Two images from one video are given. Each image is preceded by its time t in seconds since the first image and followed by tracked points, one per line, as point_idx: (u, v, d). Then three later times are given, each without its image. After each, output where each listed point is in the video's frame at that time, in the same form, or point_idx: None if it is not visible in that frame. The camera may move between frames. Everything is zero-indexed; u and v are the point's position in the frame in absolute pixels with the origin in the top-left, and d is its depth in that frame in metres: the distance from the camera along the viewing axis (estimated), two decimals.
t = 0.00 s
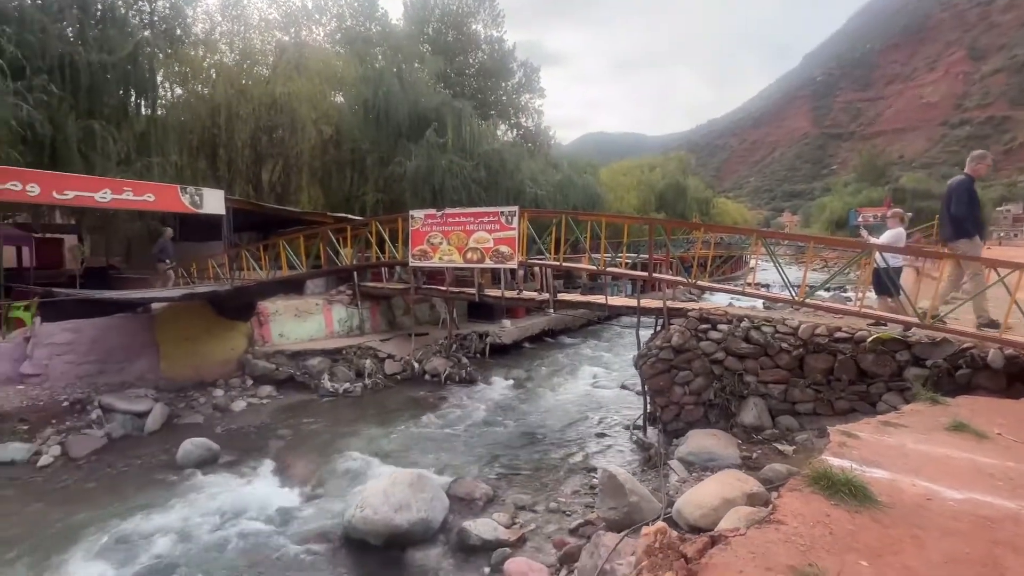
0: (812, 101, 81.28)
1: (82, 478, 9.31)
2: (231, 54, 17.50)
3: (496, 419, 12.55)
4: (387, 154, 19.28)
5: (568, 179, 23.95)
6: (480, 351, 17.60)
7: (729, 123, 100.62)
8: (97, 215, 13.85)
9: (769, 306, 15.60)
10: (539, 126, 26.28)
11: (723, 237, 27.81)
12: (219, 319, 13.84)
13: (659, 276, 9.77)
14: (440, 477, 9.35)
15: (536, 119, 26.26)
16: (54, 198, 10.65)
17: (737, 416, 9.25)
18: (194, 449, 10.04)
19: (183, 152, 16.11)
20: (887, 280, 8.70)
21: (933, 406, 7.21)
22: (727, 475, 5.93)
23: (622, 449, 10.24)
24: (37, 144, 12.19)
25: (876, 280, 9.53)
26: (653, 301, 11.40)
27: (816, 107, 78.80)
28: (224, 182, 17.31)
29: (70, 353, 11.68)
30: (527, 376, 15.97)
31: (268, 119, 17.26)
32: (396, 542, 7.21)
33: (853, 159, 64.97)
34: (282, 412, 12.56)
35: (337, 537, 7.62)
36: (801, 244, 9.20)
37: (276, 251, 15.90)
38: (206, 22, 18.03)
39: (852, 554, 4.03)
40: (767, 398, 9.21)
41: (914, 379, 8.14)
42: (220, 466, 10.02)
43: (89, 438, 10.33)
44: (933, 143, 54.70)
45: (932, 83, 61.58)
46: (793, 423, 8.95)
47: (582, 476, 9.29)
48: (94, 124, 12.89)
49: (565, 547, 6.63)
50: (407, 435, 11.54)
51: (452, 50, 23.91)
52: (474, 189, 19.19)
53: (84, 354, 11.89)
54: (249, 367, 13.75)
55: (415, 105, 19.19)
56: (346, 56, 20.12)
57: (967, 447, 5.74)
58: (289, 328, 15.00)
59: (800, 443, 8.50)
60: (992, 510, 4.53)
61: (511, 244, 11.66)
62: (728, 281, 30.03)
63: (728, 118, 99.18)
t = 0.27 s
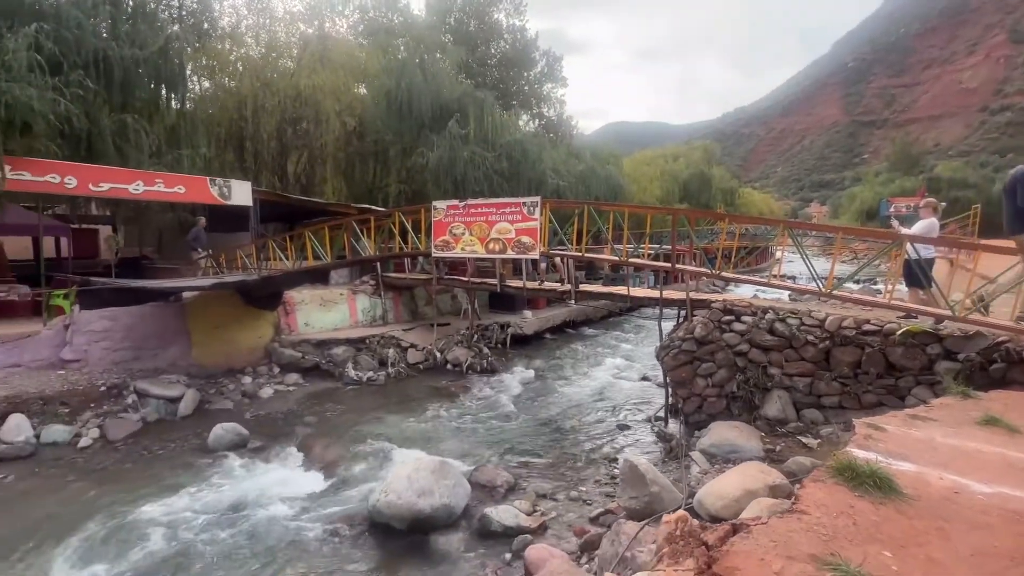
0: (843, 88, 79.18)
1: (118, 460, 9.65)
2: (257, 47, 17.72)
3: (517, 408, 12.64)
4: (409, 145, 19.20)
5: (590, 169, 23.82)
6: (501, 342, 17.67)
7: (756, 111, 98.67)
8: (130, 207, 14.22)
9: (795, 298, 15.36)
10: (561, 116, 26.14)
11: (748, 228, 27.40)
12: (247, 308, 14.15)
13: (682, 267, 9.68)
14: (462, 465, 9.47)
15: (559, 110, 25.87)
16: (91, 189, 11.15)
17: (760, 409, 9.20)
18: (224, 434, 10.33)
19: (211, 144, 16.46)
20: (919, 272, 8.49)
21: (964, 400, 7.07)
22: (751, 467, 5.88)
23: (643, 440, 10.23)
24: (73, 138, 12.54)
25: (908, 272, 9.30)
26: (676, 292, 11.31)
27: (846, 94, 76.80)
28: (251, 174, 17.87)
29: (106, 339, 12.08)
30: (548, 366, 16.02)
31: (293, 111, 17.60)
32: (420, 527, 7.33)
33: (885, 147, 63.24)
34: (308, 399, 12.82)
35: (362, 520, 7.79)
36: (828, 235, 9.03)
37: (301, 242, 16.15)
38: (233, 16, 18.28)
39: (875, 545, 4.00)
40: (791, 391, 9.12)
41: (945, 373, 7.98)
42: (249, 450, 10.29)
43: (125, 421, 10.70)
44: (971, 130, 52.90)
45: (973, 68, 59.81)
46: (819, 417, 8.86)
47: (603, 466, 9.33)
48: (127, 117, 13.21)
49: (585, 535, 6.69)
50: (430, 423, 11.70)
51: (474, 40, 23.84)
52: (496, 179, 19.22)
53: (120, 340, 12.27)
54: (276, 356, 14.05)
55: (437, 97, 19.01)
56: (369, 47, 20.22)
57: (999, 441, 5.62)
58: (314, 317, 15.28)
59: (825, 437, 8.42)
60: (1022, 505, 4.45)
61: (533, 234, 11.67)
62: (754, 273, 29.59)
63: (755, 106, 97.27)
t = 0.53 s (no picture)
0: (877, 75, 76.94)
1: (154, 442, 10.01)
2: (285, 41, 17.93)
3: (540, 398, 12.72)
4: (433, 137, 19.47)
5: (614, 160, 23.65)
6: (524, 333, 17.74)
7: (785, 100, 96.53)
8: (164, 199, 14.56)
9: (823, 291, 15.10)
10: (585, 107, 25.97)
11: (776, 219, 26.94)
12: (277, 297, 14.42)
13: (707, 259, 9.59)
14: (485, 453, 9.59)
15: (583, 100, 25.88)
16: (128, 182, 11.47)
17: (786, 402, 9.12)
18: (255, 419, 10.66)
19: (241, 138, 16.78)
20: (953, 264, 8.33)
21: (998, 394, 6.91)
22: (775, 459, 5.85)
23: (665, 432, 10.22)
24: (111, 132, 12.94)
25: (942, 265, 9.14)
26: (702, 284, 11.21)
27: (880, 81, 74.61)
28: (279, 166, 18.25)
29: (143, 327, 12.50)
30: (570, 358, 16.05)
31: (321, 104, 17.77)
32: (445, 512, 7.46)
33: (921, 136, 61.36)
34: (335, 387, 13.08)
35: (387, 505, 7.96)
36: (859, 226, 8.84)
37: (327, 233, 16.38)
38: (261, 10, 18.55)
39: (901, 534, 3.98)
40: (818, 385, 9.01)
41: (979, 369, 7.81)
42: (278, 435, 10.57)
43: (161, 406, 11.09)
44: (1012, 118, 50.99)
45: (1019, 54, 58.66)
46: (846, 411, 8.76)
47: (625, 457, 9.35)
48: (161, 112, 13.52)
49: (607, 524, 6.75)
50: (453, 412, 11.84)
51: (498, 31, 23.77)
52: (519, 171, 19.23)
53: (156, 328, 12.66)
54: (303, 344, 14.35)
55: (461, 88, 19.11)
56: (393, 40, 20.32)
57: None
58: (340, 307, 15.54)
59: (852, 431, 8.33)
60: None
61: (556, 225, 11.68)
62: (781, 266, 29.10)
63: (784, 95, 95.15)
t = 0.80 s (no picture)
0: (918, 62, 74.33)
1: (191, 427, 10.38)
2: (314, 36, 18.04)
3: (564, 390, 12.77)
4: (459, 130, 19.44)
5: (641, 152, 23.43)
6: (548, 326, 17.77)
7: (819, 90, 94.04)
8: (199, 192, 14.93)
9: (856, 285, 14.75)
10: (612, 98, 25.76)
11: (807, 212, 26.37)
12: (307, 288, 14.68)
13: (736, 252, 9.46)
14: (509, 443, 9.69)
15: (610, 91, 25.70)
16: (166, 175, 11.88)
17: (815, 398, 8.99)
18: (287, 406, 10.96)
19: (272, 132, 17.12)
20: (993, 258, 8.09)
21: None
22: (801, 453, 5.82)
23: (690, 425, 10.18)
24: (149, 127, 13.35)
25: (982, 258, 8.91)
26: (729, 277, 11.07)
27: (920, 69, 72.12)
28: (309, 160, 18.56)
29: (180, 316, 12.83)
30: (595, 351, 16.04)
31: (349, 98, 18.12)
32: (470, 499, 7.59)
33: (964, 126, 59.17)
34: (362, 376, 13.32)
35: (414, 491, 8.13)
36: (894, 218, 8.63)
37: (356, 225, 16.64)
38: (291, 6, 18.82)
39: (928, 526, 3.94)
40: (849, 380, 8.87)
41: (1018, 365, 7.51)
42: (308, 422, 10.85)
43: (197, 391, 11.48)
44: None
45: None
46: (877, 407, 8.60)
47: (649, 449, 9.36)
48: (196, 107, 13.89)
49: (630, 514, 6.78)
50: (478, 402, 11.97)
51: (524, 23, 23.65)
52: (545, 163, 19.22)
53: (192, 316, 13.00)
54: (332, 334, 14.63)
55: (488, 80, 19.15)
56: (420, 33, 20.37)
57: None
58: (368, 299, 15.78)
59: (883, 428, 8.19)
60: None
61: (582, 218, 11.66)
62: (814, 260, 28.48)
63: (818, 84, 92.68)
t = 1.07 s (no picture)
0: (963, 51, 71.54)
1: (227, 414, 10.73)
2: (345, 32, 18.24)
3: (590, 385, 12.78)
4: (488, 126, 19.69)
5: (671, 145, 23.14)
6: (575, 321, 17.76)
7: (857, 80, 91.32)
8: (235, 187, 15.30)
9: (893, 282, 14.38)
10: (641, 91, 25.49)
11: (843, 207, 25.72)
12: (339, 282, 15.00)
13: (767, 247, 9.31)
14: (535, 436, 9.75)
15: (639, 84, 25.47)
16: (204, 171, 12.35)
17: (849, 397, 8.80)
18: (320, 396, 11.21)
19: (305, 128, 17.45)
20: None
21: None
22: (834, 453, 5.72)
23: (719, 422, 10.08)
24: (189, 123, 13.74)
25: None
26: (761, 273, 10.88)
27: (966, 58, 69.41)
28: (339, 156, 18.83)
29: (217, 307, 13.21)
30: (622, 346, 15.98)
31: (379, 93, 18.32)
32: (498, 490, 7.67)
33: (1012, 117, 56.80)
34: (391, 368, 13.54)
35: (441, 481, 8.25)
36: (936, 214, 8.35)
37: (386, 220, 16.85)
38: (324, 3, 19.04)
39: (964, 526, 3.85)
40: (885, 380, 8.66)
41: None
42: (339, 412, 11.09)
43: (234, 379, 11.84)
44: None
45: None
46: (915, 407, 8.38)
47: (677, 445, 9.31)
48: (233, 104, 14.30)
49: (657, 509, 6.77)
50: (505, 396, 12.05)
51: (553, 16, 23.54)
52: (573, 157, 19.18)
53: (229, 307, 13.36)
54: (362, 327, 14.88)
55: (516, 73, 19.18)
56: (450, 27, 20.33)
57: None
58: (397, 292, 16.00)
59: (921, 428, 7.97)
60: None
61: (611, 212, 11.62)
62: (849, 256, 27.79)
63: (856, 75, 90.01)
